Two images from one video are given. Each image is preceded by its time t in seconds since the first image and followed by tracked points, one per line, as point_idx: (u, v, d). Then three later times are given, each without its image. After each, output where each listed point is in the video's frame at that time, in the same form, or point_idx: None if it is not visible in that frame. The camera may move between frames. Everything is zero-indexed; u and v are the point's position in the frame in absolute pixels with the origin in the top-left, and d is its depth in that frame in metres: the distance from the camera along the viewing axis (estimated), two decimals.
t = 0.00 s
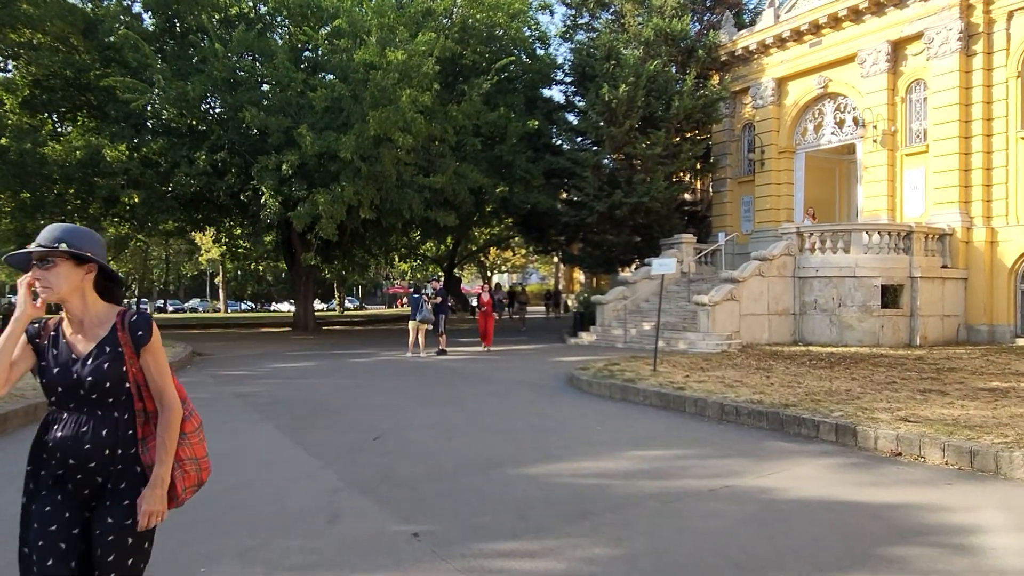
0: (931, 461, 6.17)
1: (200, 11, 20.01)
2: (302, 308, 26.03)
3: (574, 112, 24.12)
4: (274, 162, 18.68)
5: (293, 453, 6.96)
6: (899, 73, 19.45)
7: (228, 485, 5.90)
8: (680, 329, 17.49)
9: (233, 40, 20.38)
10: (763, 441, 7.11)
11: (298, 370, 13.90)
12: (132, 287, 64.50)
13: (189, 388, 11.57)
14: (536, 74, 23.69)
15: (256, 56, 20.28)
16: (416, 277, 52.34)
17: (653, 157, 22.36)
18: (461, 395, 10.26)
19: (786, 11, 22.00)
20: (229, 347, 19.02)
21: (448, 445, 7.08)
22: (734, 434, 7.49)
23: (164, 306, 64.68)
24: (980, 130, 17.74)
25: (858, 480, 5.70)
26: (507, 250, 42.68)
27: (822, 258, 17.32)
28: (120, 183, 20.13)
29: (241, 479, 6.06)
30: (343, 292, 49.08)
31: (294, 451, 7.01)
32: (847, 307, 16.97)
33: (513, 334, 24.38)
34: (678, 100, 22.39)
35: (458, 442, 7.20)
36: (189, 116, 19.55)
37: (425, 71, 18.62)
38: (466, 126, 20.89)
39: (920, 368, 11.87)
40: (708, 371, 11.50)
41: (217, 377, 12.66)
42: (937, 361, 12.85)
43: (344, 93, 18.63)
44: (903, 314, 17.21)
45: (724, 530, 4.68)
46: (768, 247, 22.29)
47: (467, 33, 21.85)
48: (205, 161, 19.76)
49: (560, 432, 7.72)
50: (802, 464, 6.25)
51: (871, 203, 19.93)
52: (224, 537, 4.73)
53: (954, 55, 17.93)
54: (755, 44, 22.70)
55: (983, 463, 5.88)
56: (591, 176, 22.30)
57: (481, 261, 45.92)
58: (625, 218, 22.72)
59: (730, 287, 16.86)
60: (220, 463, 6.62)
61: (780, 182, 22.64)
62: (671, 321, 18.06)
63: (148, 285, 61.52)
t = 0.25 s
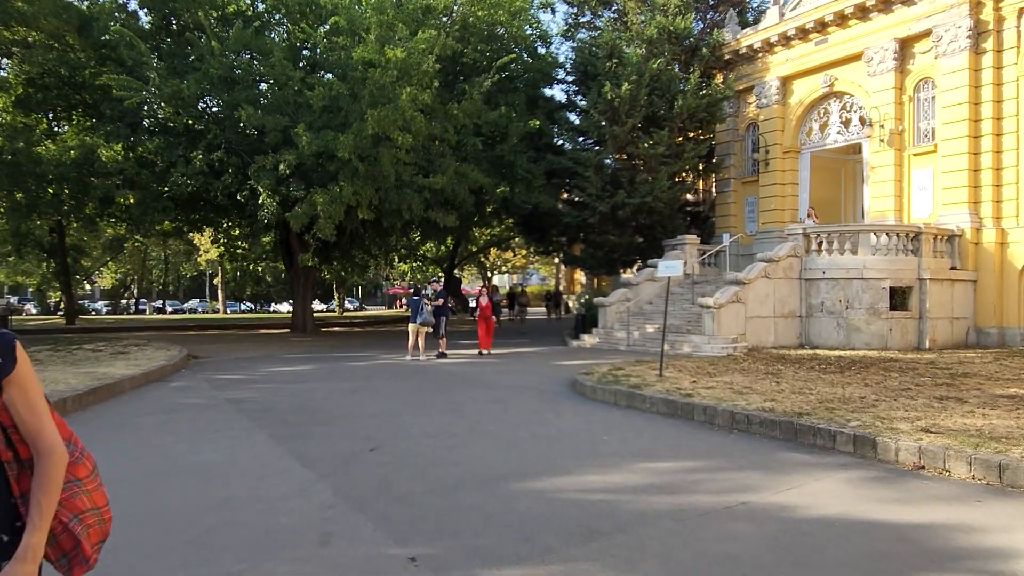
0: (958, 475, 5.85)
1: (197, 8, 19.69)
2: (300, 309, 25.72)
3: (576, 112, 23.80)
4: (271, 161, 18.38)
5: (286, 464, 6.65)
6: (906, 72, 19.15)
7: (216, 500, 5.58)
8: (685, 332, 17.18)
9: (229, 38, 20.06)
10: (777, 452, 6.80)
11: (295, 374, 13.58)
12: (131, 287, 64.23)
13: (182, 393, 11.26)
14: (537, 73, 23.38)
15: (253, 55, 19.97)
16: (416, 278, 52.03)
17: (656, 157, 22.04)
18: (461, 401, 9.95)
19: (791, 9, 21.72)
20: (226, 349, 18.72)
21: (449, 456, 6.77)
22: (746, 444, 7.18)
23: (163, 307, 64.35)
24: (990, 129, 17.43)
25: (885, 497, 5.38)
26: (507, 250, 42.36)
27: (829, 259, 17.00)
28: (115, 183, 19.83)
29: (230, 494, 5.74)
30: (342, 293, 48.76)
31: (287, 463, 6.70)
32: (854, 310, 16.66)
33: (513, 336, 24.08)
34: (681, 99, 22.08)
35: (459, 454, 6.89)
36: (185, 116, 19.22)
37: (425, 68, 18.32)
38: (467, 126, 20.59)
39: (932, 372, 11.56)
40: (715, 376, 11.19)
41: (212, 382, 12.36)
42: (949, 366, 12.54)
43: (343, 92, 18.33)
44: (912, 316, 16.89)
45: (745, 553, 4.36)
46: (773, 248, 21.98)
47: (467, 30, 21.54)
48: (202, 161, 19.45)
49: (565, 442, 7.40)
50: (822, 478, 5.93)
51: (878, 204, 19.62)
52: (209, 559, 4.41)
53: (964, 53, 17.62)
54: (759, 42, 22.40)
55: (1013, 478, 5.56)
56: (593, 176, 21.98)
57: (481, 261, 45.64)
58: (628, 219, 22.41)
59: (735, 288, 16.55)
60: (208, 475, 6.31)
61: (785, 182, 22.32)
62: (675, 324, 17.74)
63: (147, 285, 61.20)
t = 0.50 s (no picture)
0: (981, 482, 5.58)
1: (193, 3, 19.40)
2: (298, 309, 25.45)
3: (577, 109, 23.52)
4: (268, 159, 18.10)
5: (277, 471, 6.38)
6: (913, 68, 18.88)
7: (201, 510, 5.31)
8: (688, 332, 16.91)
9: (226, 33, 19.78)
10: (789, 458, 6.53)
11: (291, 375, 13.31)
12: (130, 287, 63.95)
13: (174, 395, 10.98)
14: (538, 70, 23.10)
15: (250, 51, 19.69)
16: (416, 277, 51.74)
17: (658, 155, 21.75)
18: (460, 403, 9.67)
19: (796, 5, 21.45)
20: (222, 350, 18.43)
21: (447, 463, 6.50)
22: (756, 449, 6.90)
23: (162, 307, 64.05)
24: (998, 126, 17.15)
25: (905, 507, 5.11)
26: (508, 250, 42.06)
27: (835, 258, 16.73)
28: (110, 181, 19.54)
29: (217, 503, 5.47)
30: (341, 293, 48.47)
31: (278, 470, 6.43)
32: (861, 310, 16.38)
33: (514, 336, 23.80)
34: (684, 96, 21.81)
35: (457, 460, 6.62)
36: (181, 113, 18.94)
37: (424, 64, 18.04)
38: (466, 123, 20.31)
39: (943, 373, 11.28)
40: (722, 377, 10.92)
41: (206, 383, 12.10)
42: (959, 366, 12.25)
43: (341, 88, 18.06)
44: (919, 316, 16.60)
45: (762, 567, 4.10)
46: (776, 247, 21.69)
47: (467, 27, 21.25)
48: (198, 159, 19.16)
49: (569, 446, 7.14)
50: (838, 486, 5.67)
51: (884, 202, 19.35)
52: None
53: (971, 49, 17.36)
54: (763, 39, 22.13)
55: None
56: (595, 174, 21.70)
57: (481, 261, 45.32)
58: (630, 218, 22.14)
59: (740, 288, 16.28)
60: (195, 484, 6.04)
61: (789, 180, 22.05)
62: (678, 324, 17.47)
63: (145, 285, 60.89)
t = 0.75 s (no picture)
0: (1011, 494, 5.28)
1: None
2: (296, 311, 25.15)
3: (578, 108, 23.23)
4: (265, 158, 17.81)
5: (267, 481, 6.07)
6: (920, 66, 18.60)
7: (185, 524, 4.99)
8: (692, 334, 16.62)
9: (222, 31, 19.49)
10: (805, 468, 6.23)
11: (287, 378, 13.01)
12: (128, 288, 63.65)
13: (165, 398, 10.67)
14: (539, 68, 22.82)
15: (247, 48, 19.40)
16: (415, 278, 51.45)
17: (660, 154, 21.46)
18: (459, 408, 9.37)
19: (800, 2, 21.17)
20: (218, 352, 18.15)
21: (447, 472, 6.20)
22: (769, 458, 6.60)
23: (160, 308, 63.73)
24: (1008, 124, 16.86)
25: (934, 522, 4.82)
26: (508, 251, 41.80)
27: (841, 259, 16.44)
28: (104, 180, 19.24)
29: (203, 515, 5.16)
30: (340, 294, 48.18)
31: (268, 479, 6.11)
32: (868, 311, 16.08)
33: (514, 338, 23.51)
34: (687, 95, 21.52)
35: (456, 469, 6.30)
36: (176, 111, 18.64)
37: (423, 61, 17.76)
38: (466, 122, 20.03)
39: (955, 377, 11.00)
40: (728, 380, 10.62)
41: (199, 386, 11.79)
42: (971, 370, 11.95)
43: (339, 86, 17.78)
44: (927, 318, 16.31)
45: None
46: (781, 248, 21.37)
47: (467, 24, 20.96)
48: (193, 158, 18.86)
49: (573, 455, 6.84)
50: (860, 499, 5.37)
51: (890, 202, 19.06)
52: None
53: (980, 46, 17.07)
54: (767, 37, 21.86)
55: None
56: (596, 173, 21.40)
57: (481, 262, 45.01)
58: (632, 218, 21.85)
59: (745, 289, 15.98)
60: (180, 494, 5.72)
61: (793, 180, 21.76)
62: (681, 326, 17.18)
63: (143, 286, 60.56)
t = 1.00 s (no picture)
0: None
1: None
2: (294, 312, 24.81)
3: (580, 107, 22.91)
4: (261, 157, 17.48)
5: (256, 494, 5.73)
6: (928, 63, 18.27)
7: (164, 544, 4.65)
8: (697, 336, 16.29)
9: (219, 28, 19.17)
10: (825, 479, 5.90)
11: (283, 381, 12.68)
12: (127, 288, 63.36)
13: (157, 403, 10.35)
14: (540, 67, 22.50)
15: (244, 46, 19.08)
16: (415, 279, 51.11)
17: (663, 153, 21.13)
18: (460, 414, 9.03)
19: None
20: (214, 354, 17.83)
21: (447, 484, 5.86)
22: (786, 468, 6.27)
23: (159, 309, 63.38)
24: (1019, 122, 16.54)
25: (971, 541, 4.49)
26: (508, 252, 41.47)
27: (850, 259, 16.11)
28: (98, 180, 18.94)
29: (187, 534, 4.82)
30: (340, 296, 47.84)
31: (257, 492, 5.78)
32: (877, 313, 15.75)
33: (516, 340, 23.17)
34: (691, 93, 21.20)
35: (457, 481, 5.96)
36: (171, 109, 18.32)
37: (423, 58, 17.44)
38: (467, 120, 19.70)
39: (972, 381, 10.66)
40: (738, 385, 10.28)
41: (192, 390, 11.47)
42: (986, 373, 11.62)
43: (337, 83, 17.46)
44: (938, 320, 15.97)
45: None
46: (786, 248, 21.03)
47: (468, 21, 20.65)
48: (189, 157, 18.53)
49: (580, 464, 6.50)
50: (888, 514, 5.04)
51: (898, 202, 18.74)
52: None
53: (990, 43, 16.76)
54: (772, 34, 21.55)
55: None
56: (599, 173, 21.07)
57: (482, 263, 44.79)
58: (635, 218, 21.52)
59: (751, 290, 15.65)
60: (163, 508, 5.38)
61: (798, 180, 21.44)
62: (686, 328, 16.85)
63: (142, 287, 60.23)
